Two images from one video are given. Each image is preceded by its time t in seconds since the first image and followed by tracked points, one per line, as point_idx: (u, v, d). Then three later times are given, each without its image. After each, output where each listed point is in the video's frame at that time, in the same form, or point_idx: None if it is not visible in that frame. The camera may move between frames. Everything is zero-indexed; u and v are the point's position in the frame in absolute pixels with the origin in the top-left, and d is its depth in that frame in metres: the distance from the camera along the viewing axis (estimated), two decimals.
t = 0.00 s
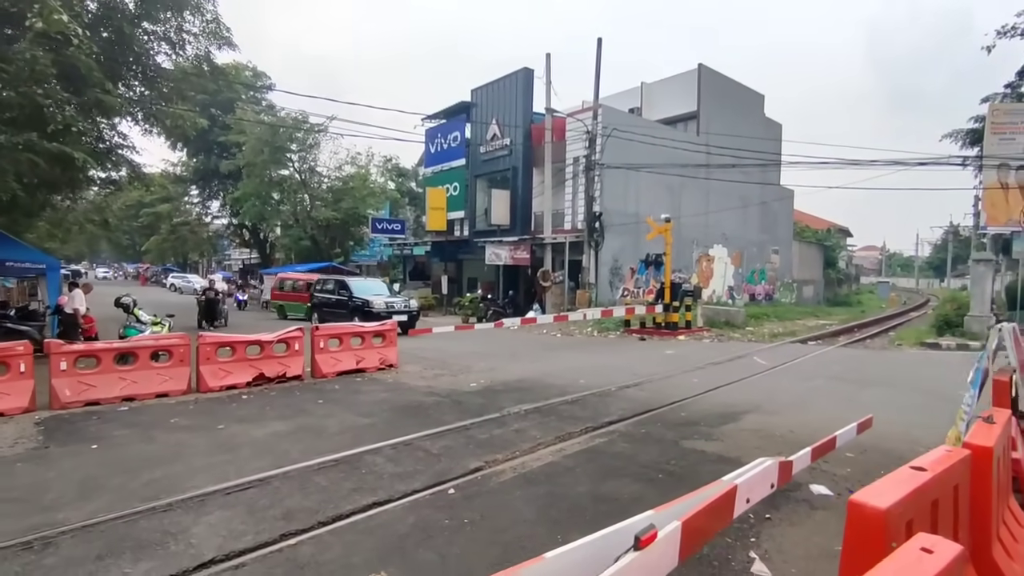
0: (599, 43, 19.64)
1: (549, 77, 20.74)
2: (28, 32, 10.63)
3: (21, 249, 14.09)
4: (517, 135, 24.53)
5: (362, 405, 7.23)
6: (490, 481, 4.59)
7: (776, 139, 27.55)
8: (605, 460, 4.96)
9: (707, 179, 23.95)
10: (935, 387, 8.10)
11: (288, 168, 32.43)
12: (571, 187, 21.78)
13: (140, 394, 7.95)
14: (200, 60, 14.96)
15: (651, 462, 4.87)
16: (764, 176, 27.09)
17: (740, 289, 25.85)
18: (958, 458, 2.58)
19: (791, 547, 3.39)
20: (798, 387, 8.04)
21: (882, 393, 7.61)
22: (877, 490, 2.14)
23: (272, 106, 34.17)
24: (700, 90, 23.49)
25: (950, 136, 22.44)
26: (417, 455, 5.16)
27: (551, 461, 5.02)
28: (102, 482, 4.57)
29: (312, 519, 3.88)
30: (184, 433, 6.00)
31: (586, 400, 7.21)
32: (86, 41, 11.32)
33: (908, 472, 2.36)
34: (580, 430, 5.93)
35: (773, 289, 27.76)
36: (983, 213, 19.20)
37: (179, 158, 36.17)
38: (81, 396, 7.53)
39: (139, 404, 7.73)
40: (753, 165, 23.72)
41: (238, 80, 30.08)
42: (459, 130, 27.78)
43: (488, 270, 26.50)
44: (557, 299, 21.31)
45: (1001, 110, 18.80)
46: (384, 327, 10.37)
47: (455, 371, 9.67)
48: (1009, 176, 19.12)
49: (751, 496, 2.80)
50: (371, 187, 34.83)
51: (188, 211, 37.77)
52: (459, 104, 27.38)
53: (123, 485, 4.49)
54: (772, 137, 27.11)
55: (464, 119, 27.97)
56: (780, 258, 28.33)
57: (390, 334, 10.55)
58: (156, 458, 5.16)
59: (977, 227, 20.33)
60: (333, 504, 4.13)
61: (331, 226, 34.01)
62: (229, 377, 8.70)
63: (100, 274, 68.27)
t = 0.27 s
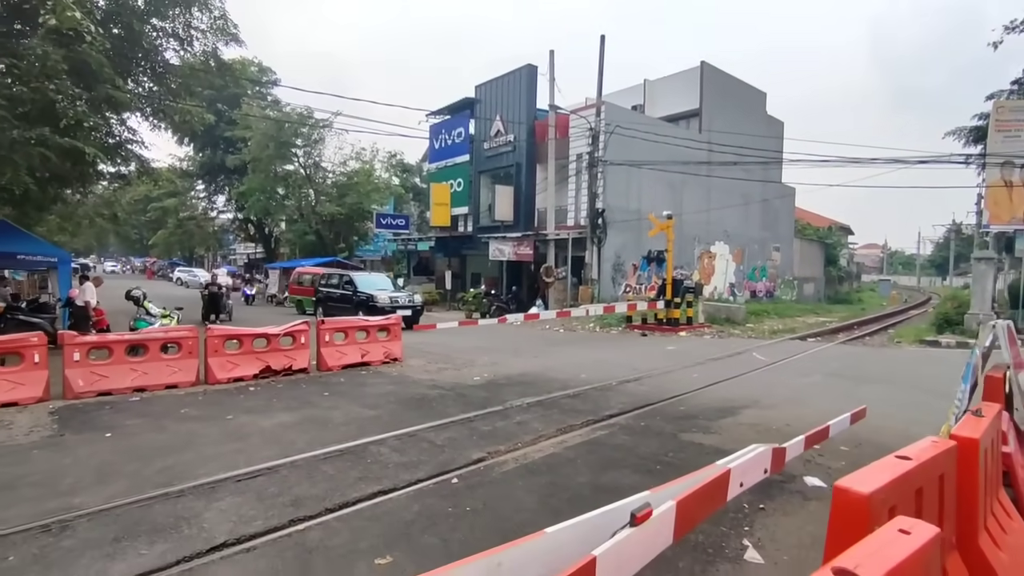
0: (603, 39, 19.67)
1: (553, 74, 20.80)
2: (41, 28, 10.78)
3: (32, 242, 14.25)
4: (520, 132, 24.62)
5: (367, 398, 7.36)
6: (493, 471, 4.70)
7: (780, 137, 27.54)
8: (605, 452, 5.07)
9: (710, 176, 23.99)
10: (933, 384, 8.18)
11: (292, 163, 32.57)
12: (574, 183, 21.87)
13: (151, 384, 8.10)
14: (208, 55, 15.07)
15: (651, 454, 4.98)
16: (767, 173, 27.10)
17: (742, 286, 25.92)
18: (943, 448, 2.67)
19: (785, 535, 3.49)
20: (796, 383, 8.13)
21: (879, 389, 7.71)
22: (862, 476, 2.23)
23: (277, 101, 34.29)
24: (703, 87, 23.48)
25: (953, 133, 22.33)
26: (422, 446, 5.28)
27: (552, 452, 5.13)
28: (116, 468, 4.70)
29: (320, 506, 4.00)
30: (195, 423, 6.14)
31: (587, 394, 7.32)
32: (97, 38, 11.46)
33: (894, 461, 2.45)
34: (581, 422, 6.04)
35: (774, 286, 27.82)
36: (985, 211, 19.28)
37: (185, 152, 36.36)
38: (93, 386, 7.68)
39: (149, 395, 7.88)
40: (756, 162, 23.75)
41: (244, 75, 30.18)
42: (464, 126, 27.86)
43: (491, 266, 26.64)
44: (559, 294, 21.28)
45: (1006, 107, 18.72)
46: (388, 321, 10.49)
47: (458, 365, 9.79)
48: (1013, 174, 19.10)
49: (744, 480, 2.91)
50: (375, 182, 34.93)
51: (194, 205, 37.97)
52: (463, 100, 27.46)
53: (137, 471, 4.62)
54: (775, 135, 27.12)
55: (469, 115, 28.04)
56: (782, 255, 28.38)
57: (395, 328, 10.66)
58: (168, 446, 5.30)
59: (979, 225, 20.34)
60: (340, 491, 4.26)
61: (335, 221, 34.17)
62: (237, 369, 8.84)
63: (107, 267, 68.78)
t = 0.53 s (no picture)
0: (606, 38, 19.70)
1: (555, 72, 20.85)
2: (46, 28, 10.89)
3: (38, 240, 14.35)
4: (523, 131, 24.68)
5: (369, 395, 7.44)
6: (493, 466, 4.77)
7: (783, 136, 27.54)
8: (604, 448, 5.13)
9: (712, 175, 24.00)
10: (932, 382, 8.22)
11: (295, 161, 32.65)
12: (576, 182, 21.92)
13: (155, 381, 8.19)
14: (211, 54, 15.15)
15: (649, 451, 5.04)
16: (770, 172, 27.09)
17: (744, 285, 25.92)
18: (931, 442, 2.73)
19: (779, 529, 3.55)
20: (796, 381, 8.18)
21: (879, 388, 7.75)
22: (850, 469, 2.29)
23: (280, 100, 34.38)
24: (706, 85, 23.48)
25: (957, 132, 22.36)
26: (422, 441, 5.34)
27: (551, 448, 5.19)
28: (122, 462, 4.78)
29: (322, 499, 4.07)
30: (199, 418, 6.22)
31: (587, 391, 7.39)
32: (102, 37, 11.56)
33: (882, 454, 2.51)
34: (581, 419, 6.10)
35: (777, 286, 27.82)
36: (989, 211, 19.35)
37: (188, 151, 36.49)
38: (98, 382, 7.77)
39: (154, 391, 7.97)
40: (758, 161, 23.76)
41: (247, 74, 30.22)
42: (466, 125, 27.91)
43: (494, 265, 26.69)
44: (561, 293, 21.15)
45: (1009, 106, 18.74)
46: (390, 319, 10.57)
47: (460, 363, 9.86)
48: (1016, 174, 19.11)
49: (739, 475, 2.95)
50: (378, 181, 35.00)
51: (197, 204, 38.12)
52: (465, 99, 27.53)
53: (142, 465, 4.70)
54: (778, 134, 27.12)
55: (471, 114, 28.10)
56: (784, 254, 28.38)
57: (397, 326, 10.73)
58: (172, 441, 5.38)
59: (982, 224, 20.36)
60: (342, 485, 4.33)
61: (338, 220, 34.26)
62: (241, 366, 8.92)
63: (111, 265, 69.06)
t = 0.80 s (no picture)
0: (607, 38, 19.72)
1: (556, 72, 20.89)
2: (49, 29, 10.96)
3: (39, 239, 14.38)
4: (523, 130, 24.72)
5: (370, 392, 7.49)
6: (493, 462, 4.81)
7: (783, 135, 27.56)
8: (603, 445, 5.18)
9: (713, 175, 24.02)
10: (930, 381, 8.26)
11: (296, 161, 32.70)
12: (576, 182, 21.95)
13: (157, 379, 8.24)
14: (212, 54, 15.19)
15: (648, 447, 5.08)
16: (770, 172, 27.10)
17: (744, 284, 25.95)
18: (924, 436, 2.77)
19: (775, 524, 3.59)
20: (795, 379, 8.21)
21: (877, 386, 7.80)
22: (842, 461, 2.34)
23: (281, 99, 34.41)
24: (707, 85, 23.52)
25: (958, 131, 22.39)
26: (423, 438, 5.39)
27: (551, 445, 5.24)
28: (127, 458, 4.84)
29: (325, 494, 4.12)
30: (202, 416, 6.27)
31: (587, 389, 7.43)
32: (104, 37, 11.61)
33: (875, 447, 2.56)
34: (581, 416, 6.14)
35: (777, 285, 27.85)
36: (990, 210, 19.34)
37: (189, 151, 36.52)
38: (101, 380, 7.83)
39: (156, 389, 8.02)
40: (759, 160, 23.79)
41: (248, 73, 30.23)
42: (467, 125, 27.93)
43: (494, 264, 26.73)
44: (562, 293, 21.27)
45: (1010, 105, 18.77)
46: (391, 318, 10.61)
47: (460, 361, 9.90)
48: (1017, 173, 19.14)
49: (733, 469, 3.00)
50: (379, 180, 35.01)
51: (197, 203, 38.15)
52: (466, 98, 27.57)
53: (147, 461, 4.75)
54: (778, 133, 27.14)
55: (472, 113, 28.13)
56: (785, 254, 28.40)
57: (398, 325, 10.78)
58: (176, 438, 5.43)
59: (983, 223, 20.36)
60: (344, 481, 4.38)
61: (339, 219, 34.30)
62: (242, 365, 8.97)
63: (111, 264, 69.17)
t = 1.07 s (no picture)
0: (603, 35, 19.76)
1: (552, 69, 20.94)
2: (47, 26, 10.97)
3: (37, 236, 14.36)
4: (520, 127, 24.76)
5: (370, 388, 7.56)
6: (494, 455, 4.89)
7: (778, 132, 27.70)
8: (602, 437, 5.27)
9: (709, 172, 24.13)
10: (922, 375, 8.39)
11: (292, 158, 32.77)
12: (572, 179, 22.03)
13: (158, 374, 8.28)
14: (209, 51, 15.21)
15: (645, 440, 5.17)
16: (765, 169, 27.23)
17: (739, 281, 26.10)
18: (914, 426, 2.86)
19: (770, 512, 3.69)
20: (790, 374, 8.32)
21: (870, 380, 7.93)
22: (835, 448, 2.42)
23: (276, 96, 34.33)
24: (702, 82, 23.63)
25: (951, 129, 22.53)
26: (424, 432, 5.47)
27: (551, 438, 5.32)
28: (132, 452, 4.89)
29: (329, 486, 4.19)
30: (204, 411, 6.33)
31: (585, 384, 7.52)
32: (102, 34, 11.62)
33: (867, 435, 2.64)
34: (579, 410, 6.23)
35: (772, 281, 28.02)
36: (982, 206, 19.47)
37: (184, 148, 36.42)
38: (103, 375, 7.87)
39: (157, 385, 8.07)
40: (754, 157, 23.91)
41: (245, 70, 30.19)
42: (463, 121, 27.94)
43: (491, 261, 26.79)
44: (558, 289, 21.55)
45: (1003, 103, 18.93)
46: (389, 314, 10.67)
47: (459, 357, 9.98)
48: (1009, 170, 19.32)
49: (730, 455, 3.08)
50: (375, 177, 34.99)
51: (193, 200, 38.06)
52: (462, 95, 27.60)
53: (152, 455, 4.82)
54: (773, 130, 27.27)
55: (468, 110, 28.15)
56: (779, 250, 28.57)
57: (396, 321, 10.84)
58: (180, 432, 5.49)
59: (975, 220, 20.51)
60: (347, 473, 4.45)
61: (335, 217, 34.31)
62: (242, 361, 9.02)
63: (106, 262, 68.96)
